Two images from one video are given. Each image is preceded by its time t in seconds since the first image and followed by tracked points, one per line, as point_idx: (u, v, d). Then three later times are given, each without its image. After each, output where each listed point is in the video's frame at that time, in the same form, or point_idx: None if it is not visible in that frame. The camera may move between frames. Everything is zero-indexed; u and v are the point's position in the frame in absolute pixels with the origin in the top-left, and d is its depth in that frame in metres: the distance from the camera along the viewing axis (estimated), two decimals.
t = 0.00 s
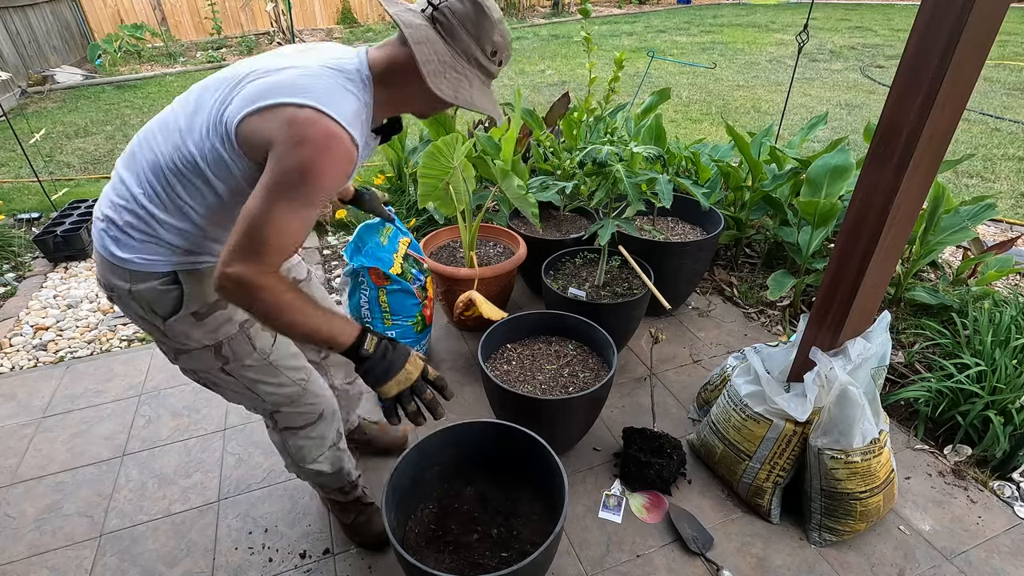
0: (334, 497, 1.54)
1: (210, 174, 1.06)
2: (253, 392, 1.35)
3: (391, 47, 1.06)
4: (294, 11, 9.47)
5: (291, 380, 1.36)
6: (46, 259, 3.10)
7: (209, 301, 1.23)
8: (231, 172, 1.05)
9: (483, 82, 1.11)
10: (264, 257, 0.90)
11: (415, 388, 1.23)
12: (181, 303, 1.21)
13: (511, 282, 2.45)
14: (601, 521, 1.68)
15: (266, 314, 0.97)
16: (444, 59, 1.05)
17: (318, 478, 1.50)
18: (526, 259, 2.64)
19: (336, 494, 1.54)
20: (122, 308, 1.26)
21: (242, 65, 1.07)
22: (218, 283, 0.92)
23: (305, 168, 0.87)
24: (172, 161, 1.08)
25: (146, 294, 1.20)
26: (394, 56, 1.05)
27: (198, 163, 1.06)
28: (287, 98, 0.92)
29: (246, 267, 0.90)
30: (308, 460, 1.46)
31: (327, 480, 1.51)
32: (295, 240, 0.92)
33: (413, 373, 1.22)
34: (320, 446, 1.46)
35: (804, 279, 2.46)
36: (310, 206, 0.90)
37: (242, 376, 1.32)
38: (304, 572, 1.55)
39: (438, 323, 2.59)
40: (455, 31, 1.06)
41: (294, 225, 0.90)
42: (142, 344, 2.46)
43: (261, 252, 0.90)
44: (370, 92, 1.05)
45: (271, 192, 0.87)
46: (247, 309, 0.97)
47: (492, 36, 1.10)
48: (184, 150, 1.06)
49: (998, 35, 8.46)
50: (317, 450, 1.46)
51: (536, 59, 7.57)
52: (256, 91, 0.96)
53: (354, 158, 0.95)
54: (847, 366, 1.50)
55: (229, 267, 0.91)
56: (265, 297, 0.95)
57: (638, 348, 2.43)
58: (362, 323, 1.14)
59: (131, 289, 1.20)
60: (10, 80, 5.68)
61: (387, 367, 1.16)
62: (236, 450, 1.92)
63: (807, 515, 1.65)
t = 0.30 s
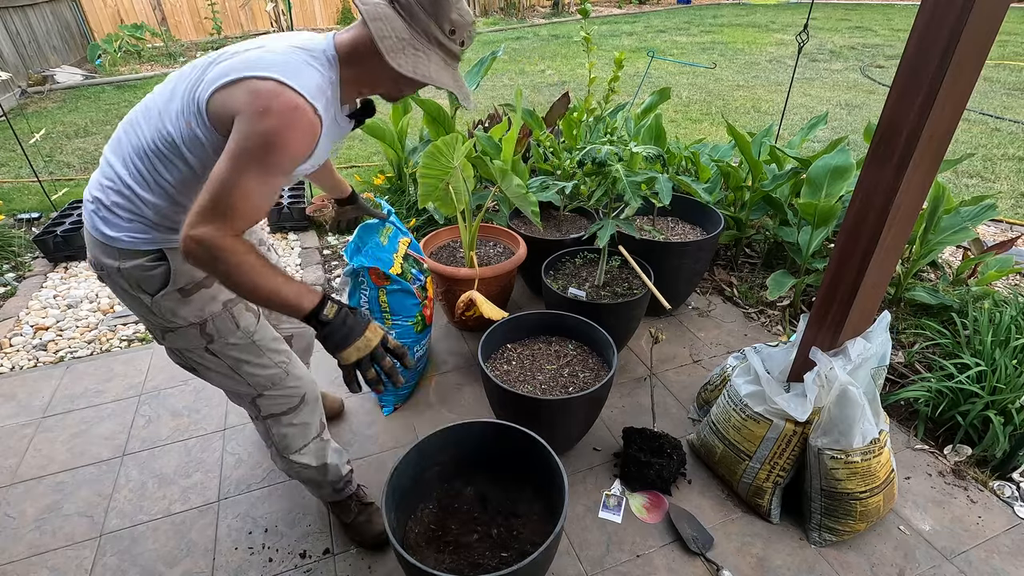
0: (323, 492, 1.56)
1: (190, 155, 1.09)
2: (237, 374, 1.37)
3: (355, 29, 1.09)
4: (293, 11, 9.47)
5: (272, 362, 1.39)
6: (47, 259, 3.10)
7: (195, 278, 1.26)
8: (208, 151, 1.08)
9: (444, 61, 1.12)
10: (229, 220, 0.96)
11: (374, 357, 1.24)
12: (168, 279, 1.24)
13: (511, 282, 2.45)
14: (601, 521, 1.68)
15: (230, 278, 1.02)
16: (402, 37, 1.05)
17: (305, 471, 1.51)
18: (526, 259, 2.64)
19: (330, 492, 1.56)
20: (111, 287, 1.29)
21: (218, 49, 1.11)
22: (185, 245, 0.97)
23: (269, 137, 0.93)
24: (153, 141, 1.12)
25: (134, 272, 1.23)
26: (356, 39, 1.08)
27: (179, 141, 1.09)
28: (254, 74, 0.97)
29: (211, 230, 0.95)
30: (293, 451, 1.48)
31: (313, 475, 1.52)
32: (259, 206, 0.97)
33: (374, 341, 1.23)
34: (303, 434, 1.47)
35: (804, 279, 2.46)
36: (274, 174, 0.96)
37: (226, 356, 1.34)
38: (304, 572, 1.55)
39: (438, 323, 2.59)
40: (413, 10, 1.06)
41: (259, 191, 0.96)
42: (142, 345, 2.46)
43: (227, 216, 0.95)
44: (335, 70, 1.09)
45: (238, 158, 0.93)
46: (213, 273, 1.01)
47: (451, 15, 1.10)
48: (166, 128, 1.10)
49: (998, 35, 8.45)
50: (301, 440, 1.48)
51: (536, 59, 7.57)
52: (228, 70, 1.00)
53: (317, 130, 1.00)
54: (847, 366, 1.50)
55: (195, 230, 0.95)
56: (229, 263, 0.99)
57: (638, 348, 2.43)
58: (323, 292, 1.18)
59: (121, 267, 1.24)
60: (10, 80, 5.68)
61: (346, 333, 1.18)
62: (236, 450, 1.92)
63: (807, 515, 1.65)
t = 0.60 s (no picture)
0: (306, 476, 1.60)
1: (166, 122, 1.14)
2: (216, 345, 1.42)
3: None
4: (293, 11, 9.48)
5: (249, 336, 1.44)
6: (47, 259, 3.10)
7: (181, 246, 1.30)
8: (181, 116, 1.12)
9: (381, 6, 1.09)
10: (170, 151, 1.01)
11: (269, 323, 1.22)
12: (155, 248, 1.28)
13: (511, 282, 2.45)
14: (601, 521, 1.68)
15: (157, 211, 1.05)
16: None
17: (284, 453, 1.55)
18: (526, 259, 2.64)
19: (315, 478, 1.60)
20: (107, 256, 1.35)
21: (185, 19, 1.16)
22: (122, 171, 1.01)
23: (220, 80, 0.99)
24: (135, 113, 1.16)
25: (126, 240, 1.27)
26: None
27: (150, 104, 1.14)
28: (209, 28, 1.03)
29: (149, 159, 1.00)
30: (270, 430, 1.51)
31: (293, 457, 1.56)
32: (199, 145, 1.03)
33: (271, 309, 1.21)
34: (280, 413, 1.50)
35: (804, 279, 2.46)
36: (221, 117, 1.02)
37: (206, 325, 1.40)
38: (304, 572, 1.55)
39: (438, 323, 2.59)
40: None
41: (201, 129, 1.02)
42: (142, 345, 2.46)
43: (168, 148, 1.01)
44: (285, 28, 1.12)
45: (186, 93, 0.98)
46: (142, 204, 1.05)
47: None
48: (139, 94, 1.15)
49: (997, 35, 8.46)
50: (278, 419, 1.51)
51: (536, 59, 7.57)
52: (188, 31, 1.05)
53: (269, 86, 1.07)
54: (847, 366, 1.50)
55: (134, 157, 1.00)
56: (159, 196, 1.03)
57: (638, 348, 2.43)
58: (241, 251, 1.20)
59: (114, 236, 1.29)
60: (10, 80, 5.67)
61: (247, 293, 1.17)
62: (236, 450, 1.92)
63: (807, 515, 1.65)
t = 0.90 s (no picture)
0: (289, 468, 1.62)
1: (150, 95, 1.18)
2: (206, 330, 1.44)
3: None
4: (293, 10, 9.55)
5: (239, 324, 1.46)
6: (47, 259, 3.10)
7: (174, 230, 1.34)
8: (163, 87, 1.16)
9: None
10: (144, 108, 1.04)
11: (256, 271, 1.28)
12: (150, 232, 1.33)
13: (511, 281, 2.45)
14: (601, 521, 1.68)
15: (140, 169, 1.09)
16: None
17: (269, 443, 1.56)
18: (526, 259, 2.64)
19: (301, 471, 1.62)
20: (109, 243, 1.39)
21: None
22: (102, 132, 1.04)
23: (179, 30, 1.01)
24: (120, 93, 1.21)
25: (123, 224, 1.32)
26: None
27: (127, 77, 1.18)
28: None
29: (126, 117, 1.03)
30: (256, 420, 1.53)
31: (278, 448, 1.58)
32: (170, 98, 1.06)
33: (257, 258, 1.27)
34: (267, 403, 1.52)
35: (804, 279, 2.46)
36: (188, 68, 1.05)
37: (197, 310, 1.42)
38: (304, 572, 1.55)
39: (438, 323, 2.59)
40: None
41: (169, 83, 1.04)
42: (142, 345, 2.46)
43: (141, 105, 1.04)
44: None
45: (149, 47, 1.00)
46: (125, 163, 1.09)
47: None
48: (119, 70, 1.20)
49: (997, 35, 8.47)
50: (265, 409, 1.53)
51: (536, 59, 7.57)
52: None
53: (229, 36, 1.09)
54: (848, 366, 1.50)
55: (110, 116, 1.03)
56: (139, 153, 1.07)
57: (638, 348, 2.43)
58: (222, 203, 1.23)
59: (112, 221, 1.33)
60: (10, 80, 5.67)
61: (231, 244, 1.22)
62: (236, 450, 1.93)
63: (807, 514, 1.65)
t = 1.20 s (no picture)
0: (276, 463, 1.62)
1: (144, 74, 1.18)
2: (201, 324, 1.44)
3: None
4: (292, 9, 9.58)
5: (233, 319, 1.47)
6: (47, 259, 3.10)
7: (171, 222, 1.34)
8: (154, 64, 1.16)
9: None
10: (134, 91, 1.04)
11: (245, 259, 1.28)
12: (146, 224, 1.32)
13: (511, 281, 2.45)
14: (601, 521, 1.68)
15: (134, 156, 1.09)
16: None
17: (258, 437, 1.58)
18: (526, 259, 2.64)
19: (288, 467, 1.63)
20: (111, 233, 1.40)
21: None
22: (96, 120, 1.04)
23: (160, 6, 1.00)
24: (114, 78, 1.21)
25: (122, 214, 1.32)
26: None
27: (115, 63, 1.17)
28: None
29: (117, 102, 1.03)
30: (246, 414, 1.53)
31: (266, 442, 1.59)
32: (159, 79, 1.06)
33: (246, 246, 1.27)
34: (258, 398, 1.53)
35: (804, 279, 2.46)
36: (173, 48, 1.05)
37: (191, 304, 1.42)
38: (304, 572, 1.55)
39: (438, 323, 2.59)
40: None
41: (157, 64, 1.04)
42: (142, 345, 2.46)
43: (131, 89, 1.04)
44: None
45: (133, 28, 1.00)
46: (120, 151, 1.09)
47: None
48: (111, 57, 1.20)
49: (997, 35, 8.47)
50: (256, 404, 1.54)
51: (536, 59, 7.57)
52: None
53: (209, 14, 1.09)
54: (848, 366, 1.50)
55: (102, 102, 1.03)
56: (134, 139, 1.07)
57: (638, 348, 2.43)
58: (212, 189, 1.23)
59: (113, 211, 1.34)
60: (10, 80, 5.66)
61: (222, 232, 1.22)
62: (236, 450, 1.93)
63: (807, 514, 1.65)
